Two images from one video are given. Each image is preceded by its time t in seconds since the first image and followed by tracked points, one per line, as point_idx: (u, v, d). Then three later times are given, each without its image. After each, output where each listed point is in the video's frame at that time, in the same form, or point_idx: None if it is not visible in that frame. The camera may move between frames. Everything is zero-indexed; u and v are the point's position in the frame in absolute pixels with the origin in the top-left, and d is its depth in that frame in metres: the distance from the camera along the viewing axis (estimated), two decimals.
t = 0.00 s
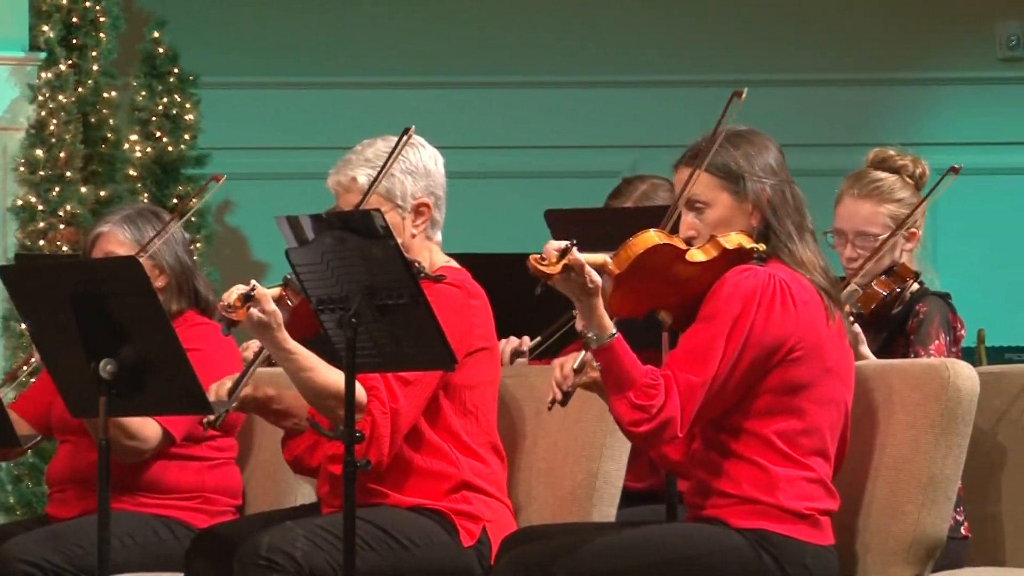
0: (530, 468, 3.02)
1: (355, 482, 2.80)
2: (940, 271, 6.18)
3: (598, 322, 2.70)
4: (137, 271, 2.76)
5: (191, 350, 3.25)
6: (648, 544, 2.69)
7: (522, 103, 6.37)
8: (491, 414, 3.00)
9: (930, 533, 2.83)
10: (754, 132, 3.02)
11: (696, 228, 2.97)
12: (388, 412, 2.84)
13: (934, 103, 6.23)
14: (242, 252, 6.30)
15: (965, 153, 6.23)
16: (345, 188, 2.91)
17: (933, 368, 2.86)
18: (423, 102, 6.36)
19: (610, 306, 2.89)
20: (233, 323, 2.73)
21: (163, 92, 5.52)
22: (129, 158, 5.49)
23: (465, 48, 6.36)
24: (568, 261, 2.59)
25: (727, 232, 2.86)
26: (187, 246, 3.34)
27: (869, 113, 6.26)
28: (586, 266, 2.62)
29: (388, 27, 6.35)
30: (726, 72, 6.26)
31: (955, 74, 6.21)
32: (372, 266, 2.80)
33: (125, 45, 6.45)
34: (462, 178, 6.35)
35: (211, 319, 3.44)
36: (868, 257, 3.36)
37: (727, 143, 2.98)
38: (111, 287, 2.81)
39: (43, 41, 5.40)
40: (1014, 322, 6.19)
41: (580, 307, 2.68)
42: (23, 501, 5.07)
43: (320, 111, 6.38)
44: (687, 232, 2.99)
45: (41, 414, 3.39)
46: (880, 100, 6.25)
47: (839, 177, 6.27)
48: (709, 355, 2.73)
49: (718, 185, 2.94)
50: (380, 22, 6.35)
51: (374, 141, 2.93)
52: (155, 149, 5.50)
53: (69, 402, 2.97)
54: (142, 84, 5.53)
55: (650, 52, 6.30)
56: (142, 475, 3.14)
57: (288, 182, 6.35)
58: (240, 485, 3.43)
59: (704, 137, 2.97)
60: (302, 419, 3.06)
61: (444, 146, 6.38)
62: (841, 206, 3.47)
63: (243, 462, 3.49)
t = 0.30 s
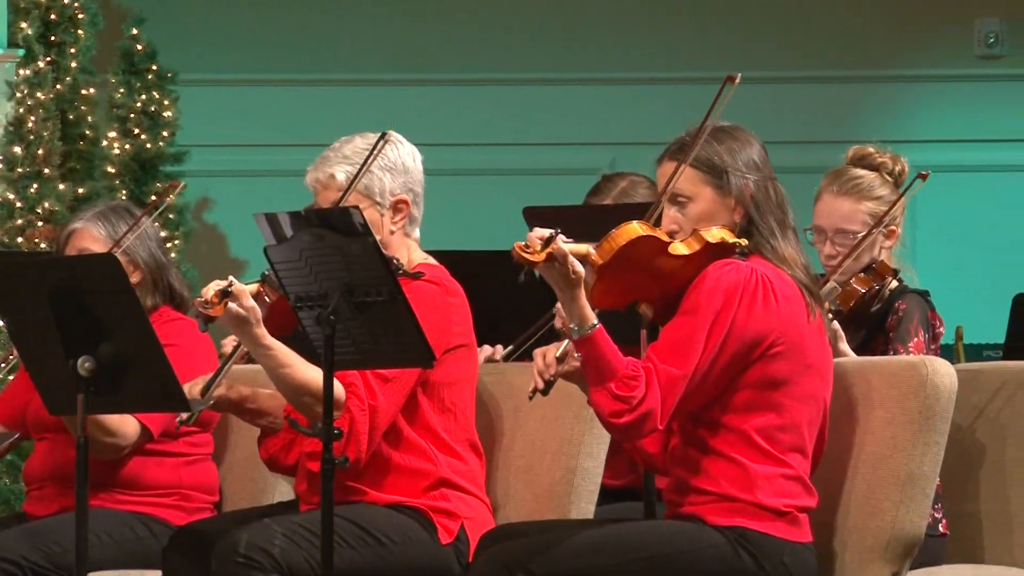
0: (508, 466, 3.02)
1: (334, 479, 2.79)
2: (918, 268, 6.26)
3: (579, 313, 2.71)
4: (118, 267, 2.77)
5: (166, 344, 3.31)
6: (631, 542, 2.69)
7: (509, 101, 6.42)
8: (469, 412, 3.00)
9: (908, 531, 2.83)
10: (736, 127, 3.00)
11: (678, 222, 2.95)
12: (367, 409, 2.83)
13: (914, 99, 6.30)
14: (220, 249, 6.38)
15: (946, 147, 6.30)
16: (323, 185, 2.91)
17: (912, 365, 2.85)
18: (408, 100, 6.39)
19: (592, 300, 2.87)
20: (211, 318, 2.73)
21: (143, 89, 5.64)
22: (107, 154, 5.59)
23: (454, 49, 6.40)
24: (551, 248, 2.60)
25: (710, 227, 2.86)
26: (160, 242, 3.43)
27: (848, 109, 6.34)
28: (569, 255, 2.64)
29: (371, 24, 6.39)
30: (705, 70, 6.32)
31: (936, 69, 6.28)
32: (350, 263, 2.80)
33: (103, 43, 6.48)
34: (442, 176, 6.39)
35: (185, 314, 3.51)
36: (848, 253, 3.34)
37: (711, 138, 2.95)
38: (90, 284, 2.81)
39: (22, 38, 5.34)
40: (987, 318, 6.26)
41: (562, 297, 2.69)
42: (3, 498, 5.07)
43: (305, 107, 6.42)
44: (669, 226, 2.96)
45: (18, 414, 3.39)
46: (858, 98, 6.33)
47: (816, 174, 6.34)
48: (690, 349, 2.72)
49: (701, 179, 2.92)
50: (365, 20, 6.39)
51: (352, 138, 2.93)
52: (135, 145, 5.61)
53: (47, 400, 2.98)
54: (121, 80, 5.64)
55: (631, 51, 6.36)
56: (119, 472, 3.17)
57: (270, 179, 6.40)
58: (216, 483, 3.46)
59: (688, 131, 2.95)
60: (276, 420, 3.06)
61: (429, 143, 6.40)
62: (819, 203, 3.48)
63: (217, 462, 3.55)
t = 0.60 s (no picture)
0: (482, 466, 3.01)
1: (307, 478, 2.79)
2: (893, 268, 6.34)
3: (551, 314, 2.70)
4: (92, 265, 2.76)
5: (139, 344, 3.33)
6: (608, 541, 2.68)
7: (487, 100, 6.43)
8: (442, 411, 3.00)
9: (882, 529, 2.84)
10: (707, 127, 3.02)
11: (651, 223, 2.95)
12: (340, 408, 2.83)
13: (888, 98, 6.37)
14: (193, 248, 6.34)
15: (928, 147, 6.39)
16: (297, 184, 2.90)
17: (885, 364, 2.85)
18: (387, 98, 6.38)
19: (565, 300, 2.87)
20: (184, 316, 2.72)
21: (116, 88, 5.60)
22: (81, 153, 5.55)
23: (431, 48, 6.39)
24: (522, 247, 2.59)
25: (683, 227, 2.87)
26: (134, 241, 3.45)
27: (822, 107, 6.40)
28: (539, 254, 2.63)
29: (346, 23, 6.39)
30: (677, 69, 6.36)
31: (907, 68, 6.35)
32: (324, 261, 2.80)
33: (76, 41, 6.42)
34: (418, 176, 6.37)
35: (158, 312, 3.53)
36: (822, 252, 3.34)
37: (682, 138, 2.97)
38: (63, 282, 2.81)
39: None
40: (959, 317, 6.36)
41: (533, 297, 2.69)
42: None
43: (283, 107, 6.39)
44: (642, 227, 2.96)
45: None
46: (830, 98, 6.40)
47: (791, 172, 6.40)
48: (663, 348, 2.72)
49: (673, 180, 2.93)
50: (341, 19, 6.38)
51: (325, 137, 2.92)
52: (108, 144, 5.57)
53: (21, 399, 2.98)
54: (93, 79, 5.61)
55: (606, 50, 6.39)
56: (91, 469, 3.19)
57: (246, 178, 6.37)
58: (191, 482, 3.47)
59: (659, 131, 2.97)
60: (249, 428, 3.06)
61: (406, 142, 6.39)
62: (794, 201, 3.49)
63: (190, 460, 3.55)
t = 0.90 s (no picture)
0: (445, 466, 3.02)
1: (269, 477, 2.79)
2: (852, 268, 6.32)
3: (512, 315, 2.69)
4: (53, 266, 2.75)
5: (103, 344, 3.34)
6: (571, 538, 2.69)
7: (455, 99, 6.43)
8: (406, 411, 3.00)
9: (845, 528, 2.84)
10: (673, 126, 3.02)
11: (617, 222, 2.95)
12: (302, 407, 2.83)
13: (850, 95, 6.36)
14: (156, 248, 6.33)
15: (896, 146, 6.39)
16: (261, 184, 2.89)
17: (848, 363, 2.85)
18: (358, 97, 6.40)
19: (531, 301, 2.88)
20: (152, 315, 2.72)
21: (78, 86, 5.55)
22: (43, 152, 5.48)
23: (398, 48, 6.40)
24: (489, 253, 2.59)
25: (649, 228, 2.87)
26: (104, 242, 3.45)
27: (786, 108, 6.37)
28: (506, 258, 2.63)
29: (311, 22, 6.39)
30: (638, 68, 6.38)
31: (873, 67, 6.34)
32: (288, 260, 2.80)
33: (39, 39, 6.35)
34: (388, 174, 6.38)
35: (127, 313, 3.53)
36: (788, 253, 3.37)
37: (649, 138, 2.98)
38: (25, 282, 2.80)
39: None
40: (916, 315, 6.34)
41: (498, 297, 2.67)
42: None
43: (250, 104, 6.40)
44: (608, 226, 2.96)
45: None
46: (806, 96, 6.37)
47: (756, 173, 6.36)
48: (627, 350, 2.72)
49: (639, 179, 2.93)
50: (306, 19, 6.39)
51: (289, 137, 2.91)
52: (70, 143, 5.49)
53: None
54: (57, 78, 5.55)
55: (570, 50, 6.38)
56: (55, 469, 3.23)
57: (214, 175, 6.38)
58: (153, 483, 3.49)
59: (626, 130, 2.97)
60: (196, 415, 3.04)
61: (367, 140, 6.40)
62: (756, 202, 3.50)
63: (155, 461, 3.56)
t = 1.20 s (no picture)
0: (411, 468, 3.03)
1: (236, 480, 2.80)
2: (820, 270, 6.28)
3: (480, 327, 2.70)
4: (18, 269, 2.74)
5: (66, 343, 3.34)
6: (542, 540, 2.69)
7: (423, 102, 6.37)
8: (372, 413, 3.00)
9: (810, 530, 2.83)
10: (643, 127, 3.00)
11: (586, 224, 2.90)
12: (267, 409, 2.83)
13: (819, 95, 6.33)
14: (124, 251, 6.20)
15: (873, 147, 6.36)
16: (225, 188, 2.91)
17: (814, 365, 2.86)
18: (324, 100, 6.35)
19: (498, 307, 2.88)
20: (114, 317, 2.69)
21: (44, 88, 5.51)
22: (9, 155, 5.46)
23: (364, 51, 6.36)
24: (460, 264, 2.65)
25: (619, 233, 2.84)
26: (74, 243, 3.47)
27: (752, 111, 6.33)
28: (475, 269, 2.68)
29: (272, 24, 6.34)
30: (601, 70, 6.33)
31: (837, 69, 6.31)
32: (254, 262, 2.79)
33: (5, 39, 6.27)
34: (355, 177, 6.33)
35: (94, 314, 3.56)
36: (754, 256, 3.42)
37: (618, 140, 2.95)
38: None
39: None
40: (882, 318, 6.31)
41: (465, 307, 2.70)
42: None
43: (212, 109, 6.33)
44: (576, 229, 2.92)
45: None
46: (782, 96, 6.32)
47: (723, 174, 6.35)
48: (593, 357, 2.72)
49: (609, 183, 2.91)
50: (268, 21, 6.33)
51: (253, 139, 2.94)
52: (35, 145, 5.46)
53: None
54: (22, 79, 5.52)
55: (533, 53, 6.36)
56: (24, 471, 3.26)
57: (176, 179, 6.29)
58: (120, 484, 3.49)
59: (595, 133, 2.94)
60: (141, 389, 2.99)
61: (338, 143, 6.35)
62: (722, 206, 3.55)
63: (123, 463, 3.60)
